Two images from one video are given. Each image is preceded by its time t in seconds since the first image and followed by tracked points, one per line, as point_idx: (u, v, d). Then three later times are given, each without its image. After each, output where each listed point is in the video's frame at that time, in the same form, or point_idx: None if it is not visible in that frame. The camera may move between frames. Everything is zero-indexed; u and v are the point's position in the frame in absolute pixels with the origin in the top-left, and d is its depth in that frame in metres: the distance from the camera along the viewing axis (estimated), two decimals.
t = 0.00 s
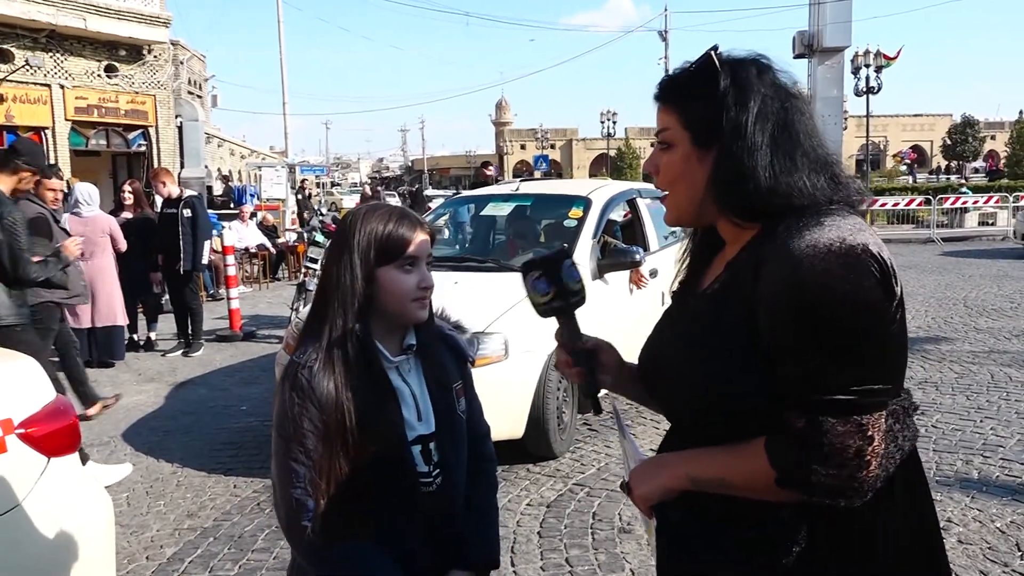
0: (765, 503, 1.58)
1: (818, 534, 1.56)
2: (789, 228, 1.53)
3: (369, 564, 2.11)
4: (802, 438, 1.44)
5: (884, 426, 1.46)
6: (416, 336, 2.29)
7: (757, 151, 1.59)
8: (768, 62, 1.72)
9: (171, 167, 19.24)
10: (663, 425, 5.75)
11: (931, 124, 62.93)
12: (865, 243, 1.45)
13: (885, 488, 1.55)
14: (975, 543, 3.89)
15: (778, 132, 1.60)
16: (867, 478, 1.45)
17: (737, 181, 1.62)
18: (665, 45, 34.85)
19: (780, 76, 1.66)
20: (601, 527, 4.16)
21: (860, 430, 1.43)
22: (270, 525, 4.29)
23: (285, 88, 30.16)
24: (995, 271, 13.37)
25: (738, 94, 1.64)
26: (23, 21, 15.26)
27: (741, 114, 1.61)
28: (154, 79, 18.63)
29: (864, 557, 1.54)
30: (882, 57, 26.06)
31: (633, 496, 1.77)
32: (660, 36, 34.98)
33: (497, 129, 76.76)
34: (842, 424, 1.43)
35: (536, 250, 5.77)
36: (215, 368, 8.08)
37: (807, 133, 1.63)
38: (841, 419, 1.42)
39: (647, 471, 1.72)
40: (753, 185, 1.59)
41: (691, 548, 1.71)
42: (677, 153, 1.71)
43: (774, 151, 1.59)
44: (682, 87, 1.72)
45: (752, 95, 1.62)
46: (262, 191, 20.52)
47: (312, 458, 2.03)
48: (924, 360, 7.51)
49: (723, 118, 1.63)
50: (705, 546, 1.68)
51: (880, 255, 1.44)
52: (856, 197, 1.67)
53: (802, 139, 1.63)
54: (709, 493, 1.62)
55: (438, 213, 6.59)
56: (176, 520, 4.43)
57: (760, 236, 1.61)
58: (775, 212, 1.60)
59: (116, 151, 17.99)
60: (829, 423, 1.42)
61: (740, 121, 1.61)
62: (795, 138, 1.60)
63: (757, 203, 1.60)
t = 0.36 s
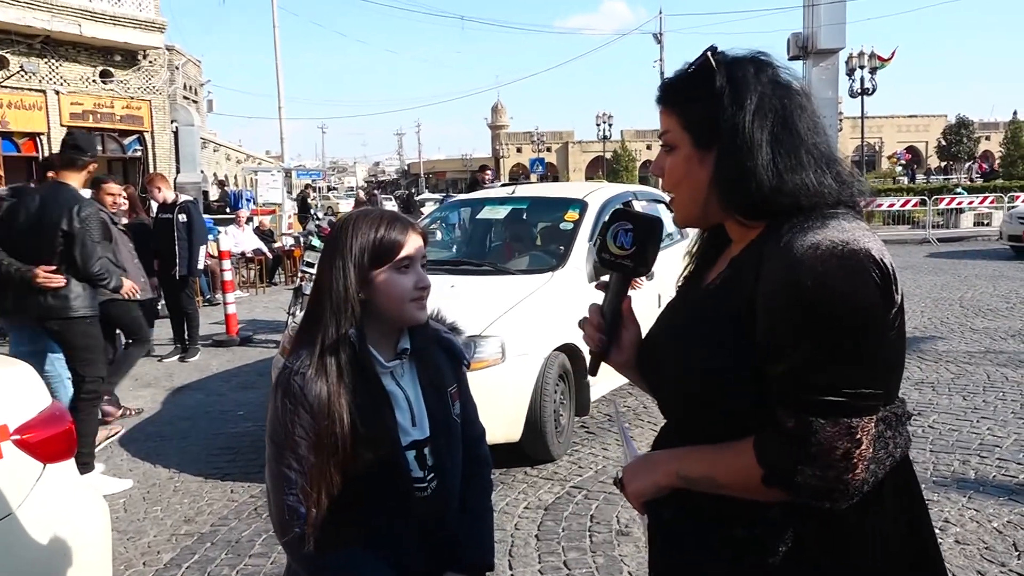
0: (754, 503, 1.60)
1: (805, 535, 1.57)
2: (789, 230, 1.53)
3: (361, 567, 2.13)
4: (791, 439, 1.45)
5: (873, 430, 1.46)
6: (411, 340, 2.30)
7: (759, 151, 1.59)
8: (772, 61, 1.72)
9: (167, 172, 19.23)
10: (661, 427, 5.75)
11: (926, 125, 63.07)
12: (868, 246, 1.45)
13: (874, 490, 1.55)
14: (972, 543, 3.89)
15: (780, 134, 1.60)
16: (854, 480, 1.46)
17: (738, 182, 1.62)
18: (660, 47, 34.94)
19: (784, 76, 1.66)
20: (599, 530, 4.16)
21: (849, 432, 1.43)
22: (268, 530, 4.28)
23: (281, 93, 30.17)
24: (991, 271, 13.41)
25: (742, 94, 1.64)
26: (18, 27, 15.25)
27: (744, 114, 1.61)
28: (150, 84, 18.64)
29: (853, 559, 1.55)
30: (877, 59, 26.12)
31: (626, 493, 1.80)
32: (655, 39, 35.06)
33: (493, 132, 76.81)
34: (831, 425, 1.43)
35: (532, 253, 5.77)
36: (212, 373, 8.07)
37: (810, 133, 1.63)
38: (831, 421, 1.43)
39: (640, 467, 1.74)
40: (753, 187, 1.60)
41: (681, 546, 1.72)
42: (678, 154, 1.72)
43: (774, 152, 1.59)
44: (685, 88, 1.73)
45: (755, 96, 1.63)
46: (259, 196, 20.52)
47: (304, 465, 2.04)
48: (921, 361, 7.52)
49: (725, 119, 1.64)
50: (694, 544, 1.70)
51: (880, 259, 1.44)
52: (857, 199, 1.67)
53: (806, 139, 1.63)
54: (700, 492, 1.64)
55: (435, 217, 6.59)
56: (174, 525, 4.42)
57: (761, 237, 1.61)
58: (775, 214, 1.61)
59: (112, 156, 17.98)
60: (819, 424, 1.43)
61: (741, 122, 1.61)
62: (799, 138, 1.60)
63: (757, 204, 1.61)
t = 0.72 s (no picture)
0: (756, 505, 1.60)
1: (807, 538, 1.57)
2: (792, 232, 1.53)
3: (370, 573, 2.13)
4: (792, 444, 1.46)
5: (874, 434, 1.46)
6: (419, 341, 2.31)
7: (757, 155, 1.60)
8: (762, 61, 1.72)
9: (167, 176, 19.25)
10: (662, 428, 5.75)
11: (925, 125, 63.07)
12: (870, 250, 1.45)
13: (875, 493, 1.55)
14: (974, 542, 3.89)
15: (776, 137, 1.60)
16: (855, 485, 1.46)
17: (734, 187, 1.63)
18: (660, 49, 34.95)
19: (777, 76, 1.66)
20: (600, 532, 4.16)
21: (850, 438, 1.43)
22: (269, 533, 4.28)
23: (280, 97, 30.19)
24: (990, 270, 13.41)
25: (736, 99, 1.64)
26: (17, 32, 15.26)
27: (739, 119, 1.62)
28: (149, 88, 18.65)
29: (855, 563, 1.55)
30: (876, 58, 26.13)
31: (627, 491, 1.80)
32: (654, 40, 35.04)
33: (492, 134, 76.82)
34: (833, 430, 1.43)
35: (532, 255, 5.77)
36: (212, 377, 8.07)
37: (808, 133, 1.63)
38: (833, 426, 1.43)
39: (641, 464, 1.74)
40: (753, 190, 1.60)
41: (683, 546, 1.72)
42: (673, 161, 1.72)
43: (772, 155, 1.60)
44: (677, 94, 1.74)
45: (743, 99, 1.63)
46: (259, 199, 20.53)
47: (315, 472, 2.05)
48: (921, 360, 7.52)
49: (715, 124, 1.64)
50: (695, 545, 1.70)
51: (882, 263, 1.44)
52: (858, 198, 1.67)
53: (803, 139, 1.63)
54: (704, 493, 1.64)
55: (434, 220, 6.59)
56: (175, 530, 4.42)
57: (763, 239, 1.61)
58: (776, 216, 1.61)
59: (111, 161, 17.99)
60: (821, 429, 1.43)
61: (734, 126, 1.62)
62: (798, 139, 1.60)
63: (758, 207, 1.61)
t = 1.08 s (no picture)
0: (751, 503, 1.60)
1: (800, 534, 1.57)
2: (784, 231, 1.54)
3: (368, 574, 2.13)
4: (786, 440, 1.46)
5: (866, 429, 1.46)
6: (417, 344, 2.32)
7: (746, 160, 1.61)
8: (746, 70, 1.73)
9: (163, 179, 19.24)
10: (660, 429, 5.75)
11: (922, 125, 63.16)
12: (862, 246, 1.45)
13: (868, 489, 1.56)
14: (972, 541, 3.89)
15: (764, 141, 1.61)
16: (847, 479, 1.46)
17: (727, 192, 1.63)
18: (656, 50, 34.99)
19: (762, 84, 1.68)
20: (598, 533, 4.15)
21: (842, 432, 1.44)
22: (267, 537, 4.27)
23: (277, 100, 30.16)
24: (987, 270, 13.42)
25: (723, 106, 1.65)
26: (13, 36, 15.23)
27: (726, 124, 1.62)
28: (145, 92, 18.64)
29: (849, 559, 1.56)
30: (872, 59, 26.16)
31: (622, 490, 1.80)
32: (650, 41, 35.04)
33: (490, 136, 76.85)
34: (824, 424, 1.43)
35: (529, 256, 5.77)
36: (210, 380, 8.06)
37: (795, 137, 1.65)
38: (824, 420, 1.43)
39: (636, 464, 1.74)
40: (746, 193, 1.61)
41: (680, 544, 1.73)
42: (663, 171, 1.73)
43: (762, 160, 1.61)
44: (662, 105, 1.74)
45: (731, 106, 1.64)
46: (256, 202, 20.51)
47: (313, 473, 2.05)
48: (918, 360, 7.53)
49: (703, 131, 1.65)
50: (692, 543, 1.70)
51: (874, 258, 1.45)
52: (848, 198, 1.68)
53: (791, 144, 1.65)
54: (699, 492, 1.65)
55: (432, 222, 6.59)
56: (173, 534, 4.41)
57: (755, 240, 1.61)
58: (768, 218, 1.62)
59: (108, 165, 17.97)
60: (812, 424, 1.43)
61: (725, 132, 1.62)
62: (785, 142, 1.62)
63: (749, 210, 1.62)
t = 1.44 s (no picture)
0: (749, 505, 1.60)
1: (799, 534, 1.57)
2: (765, 231, 1.55)
3: None
4: (778, 438, 1.46)
5: (858, 424, 1.47)
6: (406, 349, 2.32)
7: (718, 167, 1.62)
8: (707, 80, 1.76)
9: (160, 184, 19.23)
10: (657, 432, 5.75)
11: (918, 126, 63.31)
12: (841, 242, 1.46)
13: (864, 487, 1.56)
14: (970, 542, 3.89)
15: (735, 146, 1.63)
16: (842, 476, 1.46)
17: (705, 199, 1.64)
18: (652, 52, 35.03)
19: (724, 93, 1.70)
20: (596, 536, 4.15)
21: (834, 428, 1.44)
22: (264, 542, 4.27)
23: (273, 104, 30.17)
24: (983, 271, 13.45)
25: (689, 116, 1.67)
26: (8, 41, 15.21)
27: (693, 134, 1.64)
28: (142, 96, 18.62)
29: (850, 557, 1.56)
30: (867, 61, 26.25)
31: (622, 499, 1.79)
32: (646, 44, 35.06)
33: (486, 139, 76.87)
34: (816, 421, 1.44)
35: (527, 259, 5.78)
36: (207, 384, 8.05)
37: (767, 140, 1.67)
38: (814, 417, 1.44)
39: (633, 472, 1.74)
40: (724, 198, 1.62)
41: (683, 551, 1.72)
42: (638, 184, 1.74)
43: (735, 165, 1.63)
44: (630, 120, 1.76)
45: (699, 115, 1.66)
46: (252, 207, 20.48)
47: (308, 479, 2.05)
48: (916, 361, 7.54)
49: (674, 142, 1.66)
50: (693, 549, 1.70)
51: (854, 254, 1.46)
52: (827, 196, 1.70)
53: (763, 147, 1.66)
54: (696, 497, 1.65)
55: (429, 225, 6.60)
56: (170, 539, 4.41)
57: (736, 244, 1.62)
58: (748, 220, 1.62)
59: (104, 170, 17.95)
60: (803, 421, 1.44)
61: (695, 140, 1.64)
62: (755, 145, 1.64)
63: (729, 215, 1.62)
